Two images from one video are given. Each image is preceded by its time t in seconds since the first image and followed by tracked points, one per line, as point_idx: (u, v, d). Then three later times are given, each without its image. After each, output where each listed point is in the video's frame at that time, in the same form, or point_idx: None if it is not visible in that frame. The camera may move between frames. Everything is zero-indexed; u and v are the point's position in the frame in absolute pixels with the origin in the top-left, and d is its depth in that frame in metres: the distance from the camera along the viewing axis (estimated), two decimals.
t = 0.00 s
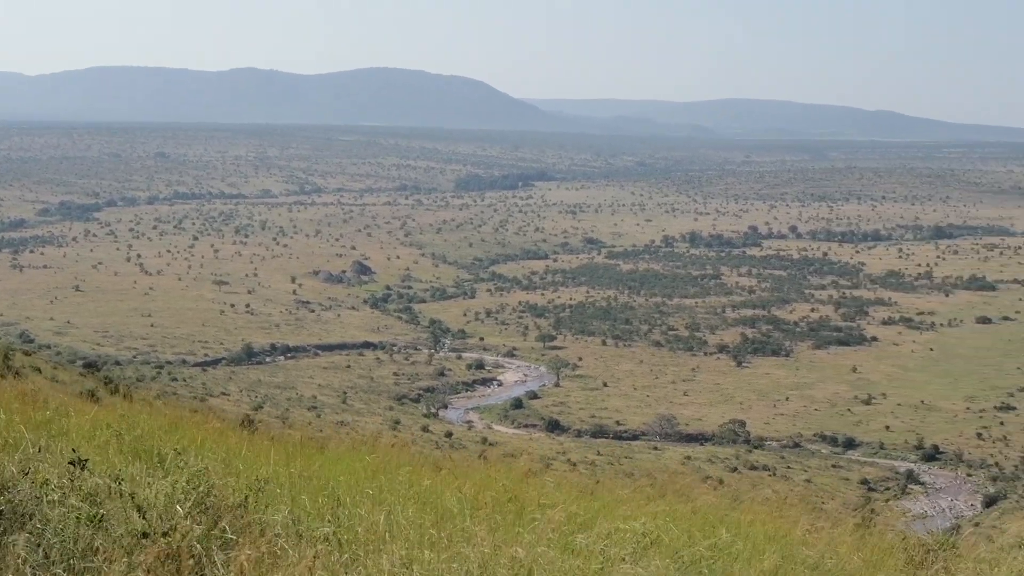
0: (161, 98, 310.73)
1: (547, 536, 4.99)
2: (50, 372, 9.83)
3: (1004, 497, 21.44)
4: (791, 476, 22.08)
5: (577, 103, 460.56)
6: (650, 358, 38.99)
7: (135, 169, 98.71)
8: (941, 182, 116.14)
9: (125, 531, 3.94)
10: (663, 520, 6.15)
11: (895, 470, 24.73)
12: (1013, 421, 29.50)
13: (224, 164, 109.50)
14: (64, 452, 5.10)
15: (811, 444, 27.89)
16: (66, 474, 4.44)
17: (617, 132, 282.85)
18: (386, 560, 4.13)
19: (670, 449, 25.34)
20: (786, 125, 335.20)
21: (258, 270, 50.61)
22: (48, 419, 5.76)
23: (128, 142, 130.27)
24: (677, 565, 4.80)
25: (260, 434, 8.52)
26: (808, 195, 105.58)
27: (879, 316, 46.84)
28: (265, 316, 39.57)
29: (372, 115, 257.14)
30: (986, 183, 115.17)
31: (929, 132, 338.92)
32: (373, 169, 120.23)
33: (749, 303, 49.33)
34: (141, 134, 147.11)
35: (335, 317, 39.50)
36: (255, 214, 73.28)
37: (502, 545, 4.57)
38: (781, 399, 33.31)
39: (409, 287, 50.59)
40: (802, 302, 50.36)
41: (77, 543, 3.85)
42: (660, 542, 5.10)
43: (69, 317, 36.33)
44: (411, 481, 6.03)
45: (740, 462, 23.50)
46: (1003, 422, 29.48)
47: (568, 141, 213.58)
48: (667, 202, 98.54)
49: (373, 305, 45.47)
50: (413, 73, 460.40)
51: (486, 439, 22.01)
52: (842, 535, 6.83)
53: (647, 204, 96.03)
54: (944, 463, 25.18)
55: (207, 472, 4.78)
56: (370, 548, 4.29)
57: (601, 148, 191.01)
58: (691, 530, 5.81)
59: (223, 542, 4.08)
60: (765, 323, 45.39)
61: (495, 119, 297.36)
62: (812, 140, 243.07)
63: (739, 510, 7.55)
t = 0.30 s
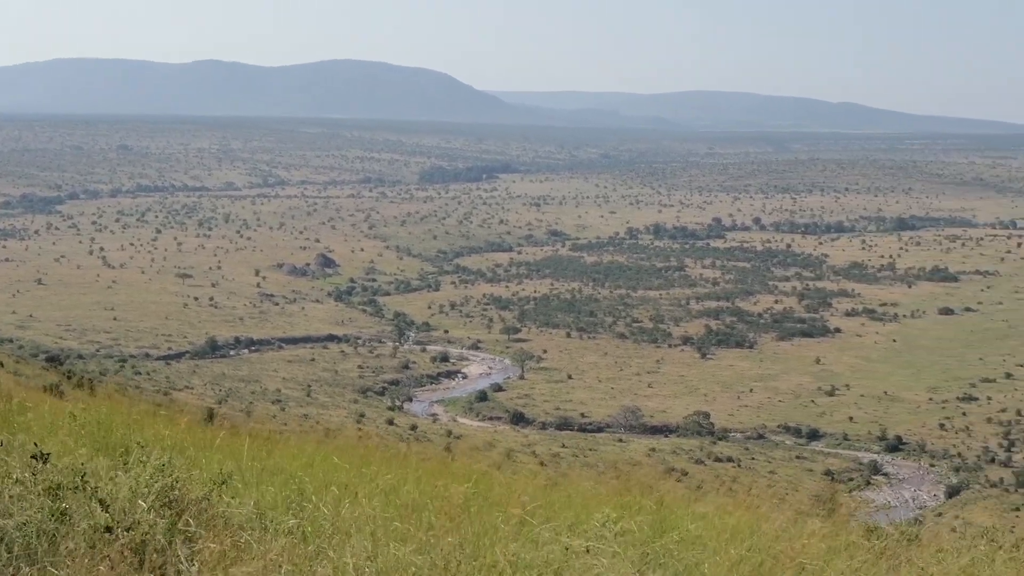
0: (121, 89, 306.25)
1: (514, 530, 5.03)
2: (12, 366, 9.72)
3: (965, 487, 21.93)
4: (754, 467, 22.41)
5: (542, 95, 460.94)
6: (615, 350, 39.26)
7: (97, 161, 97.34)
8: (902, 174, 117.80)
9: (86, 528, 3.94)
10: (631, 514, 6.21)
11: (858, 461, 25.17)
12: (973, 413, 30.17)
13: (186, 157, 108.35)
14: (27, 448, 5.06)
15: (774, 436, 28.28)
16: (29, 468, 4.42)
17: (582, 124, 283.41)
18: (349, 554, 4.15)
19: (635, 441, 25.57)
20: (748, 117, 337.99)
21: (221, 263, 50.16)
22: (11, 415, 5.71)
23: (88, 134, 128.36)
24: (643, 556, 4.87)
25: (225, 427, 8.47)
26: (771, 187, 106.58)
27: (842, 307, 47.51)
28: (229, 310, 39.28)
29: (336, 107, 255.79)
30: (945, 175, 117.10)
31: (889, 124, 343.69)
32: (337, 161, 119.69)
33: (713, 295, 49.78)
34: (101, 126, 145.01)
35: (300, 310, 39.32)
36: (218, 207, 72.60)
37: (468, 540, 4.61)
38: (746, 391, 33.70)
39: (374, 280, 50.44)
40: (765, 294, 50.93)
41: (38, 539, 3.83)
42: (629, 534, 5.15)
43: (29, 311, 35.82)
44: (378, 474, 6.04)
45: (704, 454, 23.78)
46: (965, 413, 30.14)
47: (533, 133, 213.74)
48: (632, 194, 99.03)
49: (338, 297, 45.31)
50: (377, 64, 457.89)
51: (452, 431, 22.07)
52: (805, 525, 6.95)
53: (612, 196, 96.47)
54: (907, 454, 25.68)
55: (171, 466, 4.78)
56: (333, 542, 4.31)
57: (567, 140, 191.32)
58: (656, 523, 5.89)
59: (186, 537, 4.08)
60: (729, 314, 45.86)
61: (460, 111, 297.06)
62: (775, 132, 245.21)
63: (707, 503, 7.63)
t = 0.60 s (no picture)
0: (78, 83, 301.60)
1: (477, 525, 5.14)
2: None
3: (926, 481, 22.49)
4: (717, 462, 22.75)
5: (504, 91, 461.03)
6: (578, 345, 39.52)
7: (57, 156, 95.91)
8: (864, 169, 119.52)
9: (49, 522, 3.96)
10: (595, 506, 6.36)
11: (821, 455, 25.64)
12: (935, 406, 30.86)
13: (147, 152, 107.05)
14: None
15: (737, 430, 28.68)
16: None
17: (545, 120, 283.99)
18: (313, 547, 4.22)
19: (599, 436, 25.79)
20: (709, 112, 340.55)
21: (183, 259, 49.70)
22: None
23: (47, 129, 126.39)
24: (605, 552, 4.98)
25: (188, 424, 8.48)
26: (732, 182, 107.56)
27: (804, 301, 48.16)
28: (191, 306, 38.96)
29: (297, 103, 254.16)
30: (905, 169, 118.99)
31: (849, 119, 348.22)
32: (300, 157, 118.98)
33: (676, 290, 50.24)
34: (58, 121, 142.79)
35: (262, 307, 39.11)
36: (180, 203, 71.91)
37: (432, 532, 4.70)
38: (708, 385, 34.14)
39: (337, 276, 50.26)
40: (728, 288, 51.49)
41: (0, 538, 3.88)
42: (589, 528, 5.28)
43: None
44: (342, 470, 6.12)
45: (667, 449, 24.07)
46: (926, 407, 30.84)
47: (497, 128, 213.84)
48: (595, 189, 99.52)
49: (300, 293, 45.08)
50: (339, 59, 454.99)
51: (416, 427, 22.14)
52: (769, 518, 7.11)
53: (574, 191, 96.86)
54: (869, 448, 26.24)
55: (133, 463, 4.82)
56: (301, 538, 4.38)
57: (530, 136, 191.52)
58: (619, 518, 6.01)
59: (149, 533, 4.14)
60: (692, 309, 46.32)
61: (423, 107, 296.45)
62: (736, 127, 247.32)
63: (668, 497, 7.81)
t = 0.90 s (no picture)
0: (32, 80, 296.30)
1: (439, 523, 5.25)
2: None
3: (886, 477, 22.96)
4: (678, 458, 23.04)
5: (465, 88, 460.73)
6: (540, 343, 39.71)
7: (12, 154, 94.28)
8: (823, 166, 121.23)
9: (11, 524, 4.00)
10: (558, 504, 6.48)
11: (781, 452, 26.06)
12: (894, 402, 31.46)
13: (104, 150, 105.58)
14: None
15: (698, 427, 29.04)
16: None
17: (506, 118, 284.31)
18: (276, 546, 4.30)
19: (560, 434, 25.96)
20: (669, 110, 342.87)
21: (142, 257, 49.14)
22: None
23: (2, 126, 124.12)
24: (564, 550, 5.11)
25: (147, 423, 8.43)
26: (693, 179, 108.50)
27: (764, 298, 48.77)
28: (151, 305, 38.57)
29: (256, 101, 252.16)
30: (864, 165, 120.79)
31: (807, 116, 352.69)
32: (260, 155, 118.13)
33: (636, 287, 50.63)
34: (13, 118, 140.31)
35: (223, 305, 38.82)
36: (138, 201, 71.14)
37: (394, 529, 4.80)
38: (669, 382, 34.51)
39: (297, 274, 50.02)
40: (688, 285, 51.99)
41: None
42: (549, 525, 5.41)
43: None
44: (305, 470, 6.19)
45: (627, 446, 24.33)
46: (886, 403, 31.43)
47: (458, 126, 213.70)
48: (555, 187, 99.90)
49: (260, 291, 44.79)
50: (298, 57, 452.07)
51: (377, 425, 22.14)
52: (727, 516, 7.28)
53: (535, 189, 97.14)
54: (829, 445, 26.71)
55: (95, 460, 4.87)
56: (262, 535, 4.47)
57: (492, 134, 191.66)
58: (578, 516, 6.15)
59: (110, 534, 4.21)
60: (653, 306, 46.72)
61: (384, 105, 295.49)
62: (696, 125, 249.37)
63: (631, 495, 7.95)
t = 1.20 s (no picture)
0: None
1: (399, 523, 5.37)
2: None
3: (843, 474, 23.44)
4: (636, 456, 23.32)
5: (424, 87, 459.59)
6: (499, 342, 39.85)
7: None
8: (780, 164, 122.76)
9: None
10: (518, 502, 6.64)
11: (740, 449, 26.48)
12: (851, 399, 32.07)
13: (58, 150, 103.91)
14: None
15: (657, 425, 29.40)
16: None
17: (465, 116, 284.22)
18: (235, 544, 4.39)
19: (520, 432, 26.14)
20: (628, 108, 344.77)
21: (98, 257, 48.49)
22: None
23: None
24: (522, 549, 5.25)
25: (106, 424, 8.45)
26: (651, 177, 109.33)
27: (722, 296, 49.35)
28: (108, 305, 38.14)
29: (213, 100, 249.84)
30: (820, 163, 122.52)
31: (764, 114, 356.68)
32: (217, 154, 117.05)
33: (595, 286, 50.95)
34: None
35: (180, 305, 38.48)
36: (93, 200, 70.14)
37: (352, 527, 4.93)
38: (628, 380, 34.84)
39: (254, 274, 49.68)
40: (646, 284, 52.45)
41: None
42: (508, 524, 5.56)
43: None
44: (264, 471, 6.28)
45: (587, 444, 24.55)
46: (842, 400, 32.03)
47: (417, 125, 213.23)
48: (514, 185, 100.10)
49: (218, 291, 44.42)
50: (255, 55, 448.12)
51: (336, 424, 22.14)
52: (684, 514, 7.45)
53: (494, 188, 97.24)
54: (786, 442, 27.19)
55: (51, 462, 4.94)
56: (218, 533, 4.57)
57: (451, 133, 191.50)
58: (536, 516, 6.28)
59: (67, 536, 4.29)
60: (611, 305, 47.07)
61: (342, 104, 294.11)
62: (655, 123, 251.14)
63: (590, 496, 8.13)
